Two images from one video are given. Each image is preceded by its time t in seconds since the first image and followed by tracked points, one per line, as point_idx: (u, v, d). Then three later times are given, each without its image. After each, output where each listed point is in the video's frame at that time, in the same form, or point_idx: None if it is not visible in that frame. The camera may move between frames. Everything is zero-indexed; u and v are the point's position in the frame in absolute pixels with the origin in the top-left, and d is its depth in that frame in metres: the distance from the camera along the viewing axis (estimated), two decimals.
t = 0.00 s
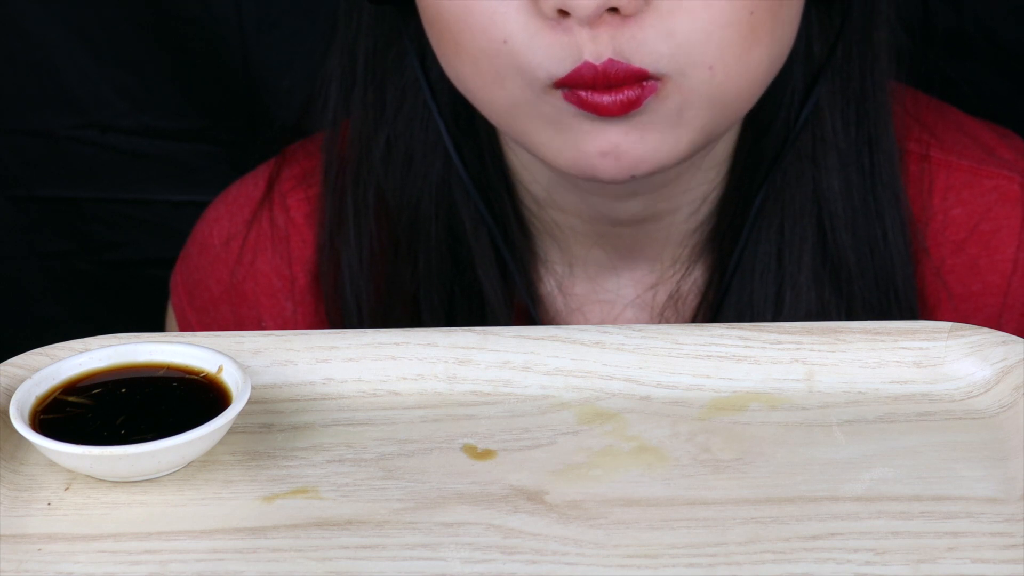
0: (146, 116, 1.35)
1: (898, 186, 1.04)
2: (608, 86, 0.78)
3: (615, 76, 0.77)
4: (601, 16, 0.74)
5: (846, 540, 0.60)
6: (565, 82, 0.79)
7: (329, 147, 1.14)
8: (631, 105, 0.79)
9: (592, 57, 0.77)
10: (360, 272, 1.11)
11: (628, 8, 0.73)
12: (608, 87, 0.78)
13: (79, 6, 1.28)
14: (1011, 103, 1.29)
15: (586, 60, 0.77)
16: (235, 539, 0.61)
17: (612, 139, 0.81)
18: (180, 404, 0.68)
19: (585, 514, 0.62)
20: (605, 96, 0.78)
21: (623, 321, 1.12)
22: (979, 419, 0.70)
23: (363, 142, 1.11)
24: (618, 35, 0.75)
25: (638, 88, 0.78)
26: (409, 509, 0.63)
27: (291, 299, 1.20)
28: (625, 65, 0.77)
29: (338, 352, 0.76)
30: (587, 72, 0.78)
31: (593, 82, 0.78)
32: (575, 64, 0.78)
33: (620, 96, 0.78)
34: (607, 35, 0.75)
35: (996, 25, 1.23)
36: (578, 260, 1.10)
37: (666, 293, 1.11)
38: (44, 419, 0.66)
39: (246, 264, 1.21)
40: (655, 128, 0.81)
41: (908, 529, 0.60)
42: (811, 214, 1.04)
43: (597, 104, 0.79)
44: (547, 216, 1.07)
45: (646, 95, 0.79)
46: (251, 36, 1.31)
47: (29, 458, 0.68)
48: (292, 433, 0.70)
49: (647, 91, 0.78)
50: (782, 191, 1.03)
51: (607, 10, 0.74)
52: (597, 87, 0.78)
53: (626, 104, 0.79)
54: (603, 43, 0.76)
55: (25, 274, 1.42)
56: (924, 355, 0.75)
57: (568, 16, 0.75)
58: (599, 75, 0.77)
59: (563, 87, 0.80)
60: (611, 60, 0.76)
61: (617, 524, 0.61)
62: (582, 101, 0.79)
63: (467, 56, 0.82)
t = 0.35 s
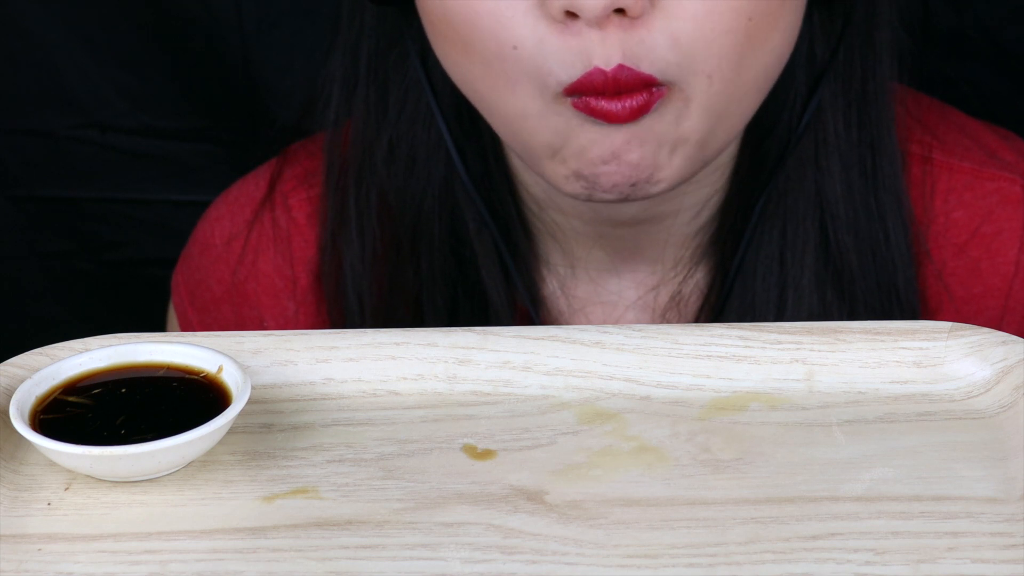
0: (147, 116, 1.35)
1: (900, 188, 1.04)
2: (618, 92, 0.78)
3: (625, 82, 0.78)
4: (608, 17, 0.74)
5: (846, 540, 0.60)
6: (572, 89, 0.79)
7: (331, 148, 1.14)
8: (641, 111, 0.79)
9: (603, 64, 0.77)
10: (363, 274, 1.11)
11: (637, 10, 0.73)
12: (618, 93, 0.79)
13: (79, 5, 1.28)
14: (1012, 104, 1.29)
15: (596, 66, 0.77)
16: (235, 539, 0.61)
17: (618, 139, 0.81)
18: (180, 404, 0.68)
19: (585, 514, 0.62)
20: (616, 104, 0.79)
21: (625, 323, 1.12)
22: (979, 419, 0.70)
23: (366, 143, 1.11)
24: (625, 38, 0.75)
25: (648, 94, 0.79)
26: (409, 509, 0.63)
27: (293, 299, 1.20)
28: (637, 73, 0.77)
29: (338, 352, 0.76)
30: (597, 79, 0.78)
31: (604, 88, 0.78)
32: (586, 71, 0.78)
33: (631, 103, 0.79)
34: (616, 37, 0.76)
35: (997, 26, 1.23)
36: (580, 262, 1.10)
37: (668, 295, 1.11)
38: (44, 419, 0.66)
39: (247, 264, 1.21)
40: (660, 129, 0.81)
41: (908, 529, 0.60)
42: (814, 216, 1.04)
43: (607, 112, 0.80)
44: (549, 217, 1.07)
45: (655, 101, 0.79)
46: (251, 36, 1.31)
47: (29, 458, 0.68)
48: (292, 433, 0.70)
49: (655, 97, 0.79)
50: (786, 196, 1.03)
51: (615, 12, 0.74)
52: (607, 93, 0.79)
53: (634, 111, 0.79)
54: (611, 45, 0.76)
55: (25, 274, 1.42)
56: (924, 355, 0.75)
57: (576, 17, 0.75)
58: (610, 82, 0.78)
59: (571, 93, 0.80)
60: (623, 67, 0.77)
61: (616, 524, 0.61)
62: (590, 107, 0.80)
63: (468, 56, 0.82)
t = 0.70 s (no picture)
0: (147, 115, 1.35)
1: (902, 188, 1.04)
2: (607, 79, 0.78)
3: (615, 71, 0.77)
4: (608, 16, 0.74)
5: (846, 540, 0.60)
6: (564, 76, 0.79)
7: (333, 147, 1.13)
8: (630, 100, 0.79)
9: (593, 51, 0.77)
10: (365, 272, 1.12)
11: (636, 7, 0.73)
12: (607, 81, 0.78)
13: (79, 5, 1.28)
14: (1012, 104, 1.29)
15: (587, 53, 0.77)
16: (235, 538, 0.61)
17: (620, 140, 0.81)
18: (180, 404, 0.68)
19: (585, 514, 0.62)
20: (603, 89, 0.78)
21: (627, 323, 1.12)
22: (979, 419, 0.70)
23: (369, 142, 1.11)
24: (623, 32, 0.75)
25: (637, 84, 0.78)
26: (409, 509, 0.63)
27: (295, 298, 1.21)
28: (627, 61, 0.76)
29: (338, 351, 0.76)
30: (586, 66, 0.78)
31: (593, 75, 0.78)
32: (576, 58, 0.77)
33: (619, 91, 0.78)
34: (613, 32, 0.75)
35: (997, 26, 1.23)
36: (582, 261, 1.10)
37: (671, 295, 1.11)
38: (44, 419, 0.66)
39: (249, 263, 1.21)
40: (661, 129, 0.81)
41: (908, 529, 0.60)
42: (816, 216, 1.04)
43: (594, 98, 0.79)
44: (551, 216, 1.07)
45: (645, 92, 0.78)
46: (251, 35, 1.31)
47: (28, 458, 0.68)
48: (292, 433, 0.70)
49: (645, 88, 0.78)
50: (788, 193, 1.03)
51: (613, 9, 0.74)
52: (595, 80, 0.78)
53: (622, 99, 0.78)
54: (608, 40, 0.76)
55: (24, 274, 1.42)
56: (924, 355, 0.75)
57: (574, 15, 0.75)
58: (600, 69, 0.77)
59: (561, 80, 0.80)
60: (613, 54, 0.76)
61: (616, 524, 0.61)
62: (580, 94, 0.79)
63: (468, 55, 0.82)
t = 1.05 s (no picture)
0: (147, 115, 1.35)
1: (903, 189, 1.04)
2: (604, 85, 0.78)
3: (611, 77, 0.77)
4: (607, 20, 0.74)
5: (846, 540, 0.60)
6: (561, 78, 0.79)
7: (334, 147, 1.13)
8: (625, 106, 0.79)
9: (590, 56, 0.77)
10: (366, 272, 1.12)
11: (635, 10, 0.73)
12: (603, 87, 0.78)
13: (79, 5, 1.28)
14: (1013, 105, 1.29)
15: (583, 59, 0.77)
16: (235, 539, 0.61)
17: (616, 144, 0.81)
18: (181, 404, 0.68)
19: (585, 514, 0.62)
20: (600, 94, 0.78)
21: (628, 322, 1.12)
22: (979, 419, 0.70)
23: (369, 142, 1.11)
24: (620, 36, 0.75)
25: (632, 90, 0.78)
26: (409, 509, 0.63)
27: (296, 298, 1.21)
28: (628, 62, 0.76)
29: (338, 351, 0.76)
30: (582, 72, 0.78)
31: (589, 80, 0.78)
32: (573, 61, 0.78)
33: (614, 97, 0.78)
34: (611, 35, 0.75)
35: (998, 26, 1.23)
36: (582, 261, 1.10)
37: (671, 295, 1.11)
38: (44, 419, 0.66)
39: (250, 263, 1.21)
40: (661, 130, 0.81)
41: (908, 529, 0.60)
42: (817, 216, 1.04)
43: (591, 103, 0.79)
44: (551, 216, 1.07)
45: (640, 98, 0.79)
46: (251, 35, 1.31)
47: (28, 458, 0.68)
48: (292, 433, 0.70)
49: (639, 94, 0.79)
50: (788, 193, 1.03)
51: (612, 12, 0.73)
52: (591, 86, 0.78)
53: (618, 105, 0.79)
54: (605, 44, 0.76)
55: (24, 275, 1.42)
56: (924, 355, 0.75)
57: (573, 17, 0.75)
58: (596, 74, 0.77)
59: (559, 84, 0.80)
60: (609, 60, 0.76)
61: (616, 524, 0.61)
62: (577, 98, 0.80)
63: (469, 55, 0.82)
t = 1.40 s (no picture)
0: (147, 115, 1.35)
1: (901, 188, 1.04)
2: (619, 88, 0.78)
3: (626, 78, 0.77)
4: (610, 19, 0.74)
5: (845, 540, 0.60)
6: (574, 86, 0.79)
7: (333, 147, 1.13)
8: (640, 106, 0.79)
9: (604, 59, 0.77)
10: (366, 271, 1.12)
11: (634, 9, 0.73)
12: (618, 89, 0.78)
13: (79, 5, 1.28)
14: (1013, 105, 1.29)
15: (598, 61, 0.77)
16: (235, 538, 0.61)
17: (619, 148, 0.81)
18: (181, 404, 0.68)
19: (585, 514, 0.62)
20: (615, 98, 0.78)
21: (628, 322, 1.12)
22: (979, 419, 0.70)
23: (368, 142, 1.11)
24: (627, 37, 0.75)
25: (648, 88, 0.78)
26: (409, 509, 0.63)
27: (296, 298, 1.21)
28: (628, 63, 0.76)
29: (338, 352, 0.76)
30: (598, 74, 0.78)
31: (604, 84, 0.78)
32: (586, 65, 0.77)
33: (630, 98, 0.78)
34: (617, 35, 0.75)
35: (998, 26, 1.23)
36: (581, 261, 1.10)
37: (671, 295, 1.11)
38: (44, 419, 0.66)
39: (251, 264, 1.21)
40: (660, 131, 0.81)
41: (908, 529, 0.60)
42: (816, 215, 1.04)
43: (607, 108, 0.79)
44: (550, 216, 1.08)
45: (654, 96, 0.79)
46: (251, 36, 1.31)
47: (28, 458, 0.68)
48: (292, 433, 0.70)
49: (655, 92, 0.79)
50: (787, 191, 1.03)
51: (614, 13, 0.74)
52: (606, 88, 0.78)
53: (634, 106, 0.79)
54: (614, 45, 0.76)
55: (25, 275, 1.42)
56: (924, 355, 0.75)
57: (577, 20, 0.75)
58: (612, 77, 0.78)
59: (573, 91, 0.80)
60: (624, 61, 0.76)
61: (616, 524, 0.61)
62: (593, 105, 0.79)
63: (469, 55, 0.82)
